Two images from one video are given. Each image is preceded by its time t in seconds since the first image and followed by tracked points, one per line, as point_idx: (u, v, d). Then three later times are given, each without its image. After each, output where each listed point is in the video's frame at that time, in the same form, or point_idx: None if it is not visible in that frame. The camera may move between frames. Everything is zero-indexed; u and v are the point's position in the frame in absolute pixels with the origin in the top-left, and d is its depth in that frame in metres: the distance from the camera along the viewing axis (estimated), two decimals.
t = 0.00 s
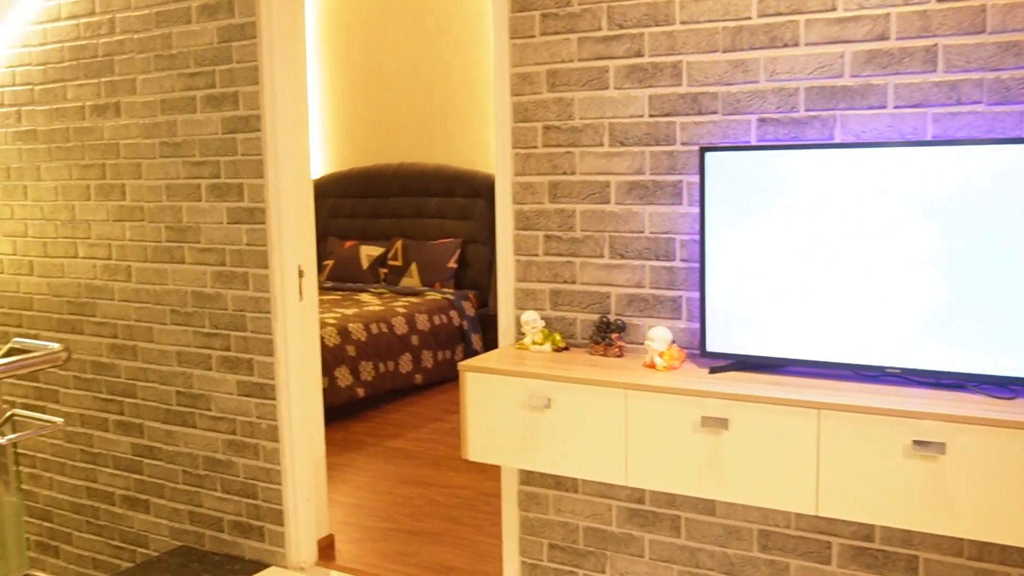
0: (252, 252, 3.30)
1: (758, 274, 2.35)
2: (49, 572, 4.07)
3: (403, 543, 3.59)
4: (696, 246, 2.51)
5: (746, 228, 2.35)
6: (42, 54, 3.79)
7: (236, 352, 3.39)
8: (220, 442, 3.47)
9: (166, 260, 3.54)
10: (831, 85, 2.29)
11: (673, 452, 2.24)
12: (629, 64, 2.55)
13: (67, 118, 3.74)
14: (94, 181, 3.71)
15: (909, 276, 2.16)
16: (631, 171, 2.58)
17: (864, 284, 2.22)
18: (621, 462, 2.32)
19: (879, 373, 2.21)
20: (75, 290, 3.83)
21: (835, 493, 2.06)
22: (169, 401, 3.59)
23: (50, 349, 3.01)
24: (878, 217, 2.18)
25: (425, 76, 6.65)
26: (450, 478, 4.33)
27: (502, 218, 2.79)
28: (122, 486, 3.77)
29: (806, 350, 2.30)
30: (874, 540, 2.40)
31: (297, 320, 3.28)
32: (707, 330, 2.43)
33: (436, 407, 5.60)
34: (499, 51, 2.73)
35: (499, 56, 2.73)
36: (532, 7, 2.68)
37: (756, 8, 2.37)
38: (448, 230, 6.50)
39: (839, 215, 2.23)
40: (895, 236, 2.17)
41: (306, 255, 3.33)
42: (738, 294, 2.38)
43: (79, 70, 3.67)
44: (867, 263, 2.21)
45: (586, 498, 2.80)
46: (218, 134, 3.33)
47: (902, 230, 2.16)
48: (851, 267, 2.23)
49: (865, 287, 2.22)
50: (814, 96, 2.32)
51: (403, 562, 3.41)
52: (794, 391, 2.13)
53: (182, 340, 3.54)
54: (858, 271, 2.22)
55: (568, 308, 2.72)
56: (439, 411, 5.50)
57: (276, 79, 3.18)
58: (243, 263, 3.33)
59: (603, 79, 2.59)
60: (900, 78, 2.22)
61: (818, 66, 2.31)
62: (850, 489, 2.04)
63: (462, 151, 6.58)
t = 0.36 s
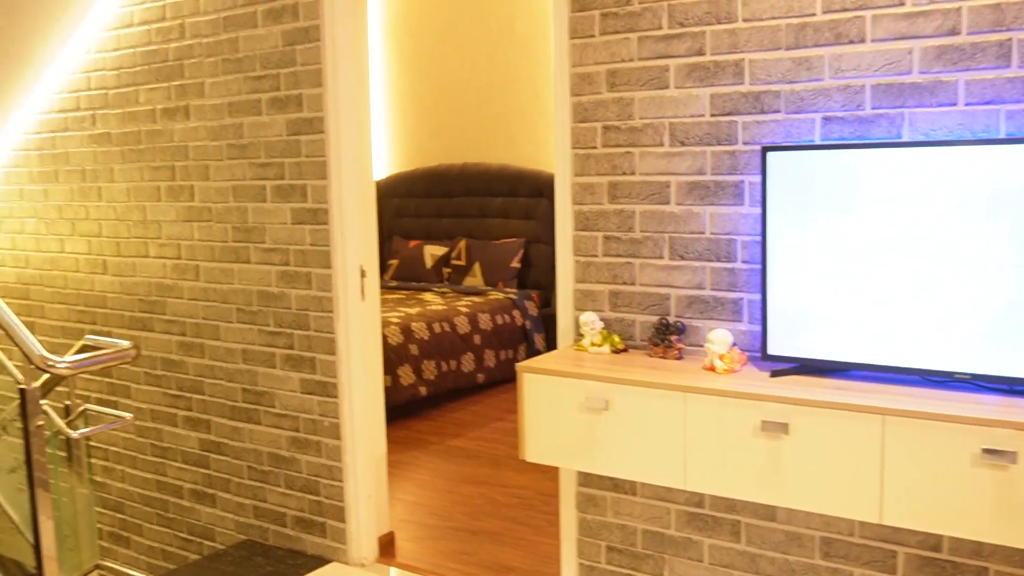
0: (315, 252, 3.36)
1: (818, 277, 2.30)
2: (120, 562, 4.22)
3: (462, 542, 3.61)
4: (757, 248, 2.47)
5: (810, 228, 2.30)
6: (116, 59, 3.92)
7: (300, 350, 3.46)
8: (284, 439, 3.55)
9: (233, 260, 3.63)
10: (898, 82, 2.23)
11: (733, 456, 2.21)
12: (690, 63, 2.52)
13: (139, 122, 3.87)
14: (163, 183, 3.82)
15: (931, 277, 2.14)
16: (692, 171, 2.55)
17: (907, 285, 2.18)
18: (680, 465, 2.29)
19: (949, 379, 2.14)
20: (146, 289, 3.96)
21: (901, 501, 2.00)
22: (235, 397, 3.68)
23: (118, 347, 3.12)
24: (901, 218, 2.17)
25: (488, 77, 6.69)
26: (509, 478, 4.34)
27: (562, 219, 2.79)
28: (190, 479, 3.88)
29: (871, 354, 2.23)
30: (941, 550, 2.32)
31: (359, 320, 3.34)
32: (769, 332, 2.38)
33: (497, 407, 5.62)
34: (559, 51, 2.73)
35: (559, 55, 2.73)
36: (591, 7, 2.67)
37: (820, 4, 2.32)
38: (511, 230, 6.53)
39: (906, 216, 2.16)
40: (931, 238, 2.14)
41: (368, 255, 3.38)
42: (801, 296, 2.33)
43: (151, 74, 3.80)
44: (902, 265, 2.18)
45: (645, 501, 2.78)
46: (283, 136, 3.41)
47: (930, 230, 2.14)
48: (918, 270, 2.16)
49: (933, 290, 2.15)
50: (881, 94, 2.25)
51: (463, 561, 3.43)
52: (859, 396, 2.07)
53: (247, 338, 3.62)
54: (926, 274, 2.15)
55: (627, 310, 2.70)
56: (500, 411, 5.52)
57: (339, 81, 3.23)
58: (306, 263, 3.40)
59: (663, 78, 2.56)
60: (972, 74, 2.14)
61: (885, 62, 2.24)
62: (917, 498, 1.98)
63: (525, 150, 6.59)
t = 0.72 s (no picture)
0: (380, 257, 3.43)
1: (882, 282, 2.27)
2: (190, 559, 4.35)
3: (522, 546, 3.63)
4: (821, 253, 2.44)
5: (875, 233, 2.26)
6: (188, 70, 4.06)
7: (364, 355, 3.53)
8: (349, 442, 3.62)
9: (300, 265, 3.72)
10: (967, 84, 2.18)
11: (796, 464, 2.18)
12: (753, 67, 2.50)
13: (211, 131, 3.99)
14: (233, 190, 3.94)
15: (1003, 283, 2.09)
16: (755, 176, 2.53)
17: (970, 287, 2.14)
18: (741, 473, 2.27)
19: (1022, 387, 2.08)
20: (216, 293, 4.08)
21: (970, 512, 1.95)
22: (301, 400, 3.77)
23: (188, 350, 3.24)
24: (970, 222, 2.12)
25: (550, 82, 6.73)
26: (570, 483, 4.34)
27: (624, 224, 2.79)
28: (257, 480, 3.98)
29: (940, 362, 2.18)
30: (1014, 563, 2.25)
31: (423, 324, 3.39)
32: (834, 339, 2.35)
33: (557, 412, 5.63)
34: (621, 56, 2.74)
35: (622, 61, 2.73)
36: (653, 12, 2.67)
37: (886, 6, 2.28)
38: (574, 235, 6.54)
39: (975, 220, 2.11)
40: (1002, 242, 2.08)
41: (431, 260, 3.43)
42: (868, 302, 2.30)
43: (221, 84, 3.92)
44: (974, 270, 2.13)
45: (706, 508, 2.76)
46: (348, 144, 3.48)
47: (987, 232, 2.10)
48: (989, 275, 2.11)
49: (1005, 297, 2.09)
50: (949, 96, 2.21)
51: (523, 565, 3.44)
52: (927, 404, 2.03)
53: (313, 342, 3.71)
54: (997, 279, 2.09)
55: (689, 316, 2.69)
56: (561, 416, 5.53)
57: (403, 88, 3.29)
58: (371, 269, 3.47)
59: (726, 82, 2.55)
60: None
61: (953, 64, 2.20)
62: (987, 510, 1.92)
63: (587, 156, 6.60)
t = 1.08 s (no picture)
0: (458, 263, 3.50)
1: (964, 292, 2.21)
2: (274, 555, 4.50)
3: (596, 552, 3.64)
4: (901, 262, 2.39)
5: (957, 242, 2.21)
6: (275, 81, 4.22)
7: (442, 359, 3.60)
8: (426, 444, 3.70)
9: (381, 270, 3.82)
10: None
11: (871, 476, 2.14)
12: (831, 74, 2.47)
13: (297, 139, 4.14)
14: (317, 197, 4.08)
15: None
16: (832, 184, 2.50)
17: None
18: (814, 483, 2.25)
19: None
20: (300, 297, 4.22)
21: None
22: (380, 403, 3.87)
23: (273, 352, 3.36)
24: None
25: (627, 89, 6.76)
26: (643, 490, 4.33)
27: (699, 232, 2.78)
28: (338, 480, 4.10)
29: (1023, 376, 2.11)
30: None
31: (500, 329, 3.45)
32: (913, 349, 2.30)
33: (633, 419, 5.62)
34: (697, 64, 2.73)
35: (698, 68, 2.73)
36: (729, 20, 2.65)
37: (969, 10, 2.23)
38: (654, 241, 6.52)
39: None
40: None
41: (508, 266, 3.48)
42: (948, 313, 2.24)
43: (306, 94, 4.07)
44: None
45: (780, 519, 2.72)
46: (428, 152, 3.56)
47: None
48: None
49: None
50: None
51: (597, 571, 3.46)
52: (1010, 419, 1.97)
53: (393, 346, 3.80)
54: None
55: (764, 324, 2.66)
56: (636, 423, 5.51)
57: (481, 98, 3.36)
58: (449, 274, 3.54)
59: (802, 89, 2.52)
60: None
61: None
62: None
63: (667, 161, 6.59)
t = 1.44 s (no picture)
0: (562, 272, 3.53)
1: None
2: (378, 555, 4.63)
3: (698, 566, 3.59)
4: None
5: None
6: (387, 93, 4.36)
7: (544, 367, 3.64)
8: (528, 451, 3.73)
9: (486, 278, 3.89)
10: None
11: (990, 502, 2.05)
12: (948, 81, 2.38)
13: (406, 149, 4.27)
14: (426, 206, 4.18)
15: None
16: (949, 195, 2.40)
17: None
18: (927, 507, 2.16)
19: None
20: (408, 303, 4.34)
21: None
22: (483, 409, 3.93)
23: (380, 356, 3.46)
24: None
25: (733, 97, 6.70)
26: (748, 505, 4.25)
27: (807, 243, 2.72)
28: (441, 484, 4.19)
29: None
30: None
31: (601, 338, 3.46)
32: None
33: (738, 432, 5.50)
34: (806, 72, 2.67)
35: (807, 76, 2.67)
36: (841, 26, 2.59)
37: None
38: (763, 251, 6.42)
39: None
40: None
41: (611, 276, 3.49)
42: None
43: (416, 106, 4.18)
44: None
45: (891, 542, 2.63)
46: (534, 161, 3.61)
47: None
48: None
49: None
50: None
51: None
52: None
53: (497, 353, 3.86)
54: None
55: (875, 339, 2.58)
56: (741, 437, 5.40)
57: (587, 109, 3.38)
58: (553, 283, 3.58)
59: (918, 97, 2.44)
60: None
61: None
62: None
63: (779, 170, 6.47)
